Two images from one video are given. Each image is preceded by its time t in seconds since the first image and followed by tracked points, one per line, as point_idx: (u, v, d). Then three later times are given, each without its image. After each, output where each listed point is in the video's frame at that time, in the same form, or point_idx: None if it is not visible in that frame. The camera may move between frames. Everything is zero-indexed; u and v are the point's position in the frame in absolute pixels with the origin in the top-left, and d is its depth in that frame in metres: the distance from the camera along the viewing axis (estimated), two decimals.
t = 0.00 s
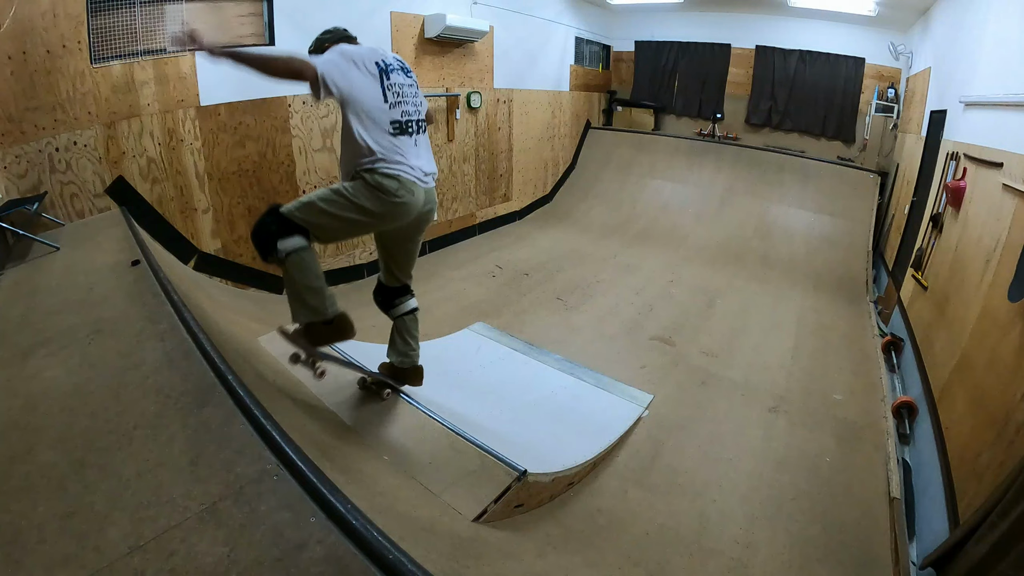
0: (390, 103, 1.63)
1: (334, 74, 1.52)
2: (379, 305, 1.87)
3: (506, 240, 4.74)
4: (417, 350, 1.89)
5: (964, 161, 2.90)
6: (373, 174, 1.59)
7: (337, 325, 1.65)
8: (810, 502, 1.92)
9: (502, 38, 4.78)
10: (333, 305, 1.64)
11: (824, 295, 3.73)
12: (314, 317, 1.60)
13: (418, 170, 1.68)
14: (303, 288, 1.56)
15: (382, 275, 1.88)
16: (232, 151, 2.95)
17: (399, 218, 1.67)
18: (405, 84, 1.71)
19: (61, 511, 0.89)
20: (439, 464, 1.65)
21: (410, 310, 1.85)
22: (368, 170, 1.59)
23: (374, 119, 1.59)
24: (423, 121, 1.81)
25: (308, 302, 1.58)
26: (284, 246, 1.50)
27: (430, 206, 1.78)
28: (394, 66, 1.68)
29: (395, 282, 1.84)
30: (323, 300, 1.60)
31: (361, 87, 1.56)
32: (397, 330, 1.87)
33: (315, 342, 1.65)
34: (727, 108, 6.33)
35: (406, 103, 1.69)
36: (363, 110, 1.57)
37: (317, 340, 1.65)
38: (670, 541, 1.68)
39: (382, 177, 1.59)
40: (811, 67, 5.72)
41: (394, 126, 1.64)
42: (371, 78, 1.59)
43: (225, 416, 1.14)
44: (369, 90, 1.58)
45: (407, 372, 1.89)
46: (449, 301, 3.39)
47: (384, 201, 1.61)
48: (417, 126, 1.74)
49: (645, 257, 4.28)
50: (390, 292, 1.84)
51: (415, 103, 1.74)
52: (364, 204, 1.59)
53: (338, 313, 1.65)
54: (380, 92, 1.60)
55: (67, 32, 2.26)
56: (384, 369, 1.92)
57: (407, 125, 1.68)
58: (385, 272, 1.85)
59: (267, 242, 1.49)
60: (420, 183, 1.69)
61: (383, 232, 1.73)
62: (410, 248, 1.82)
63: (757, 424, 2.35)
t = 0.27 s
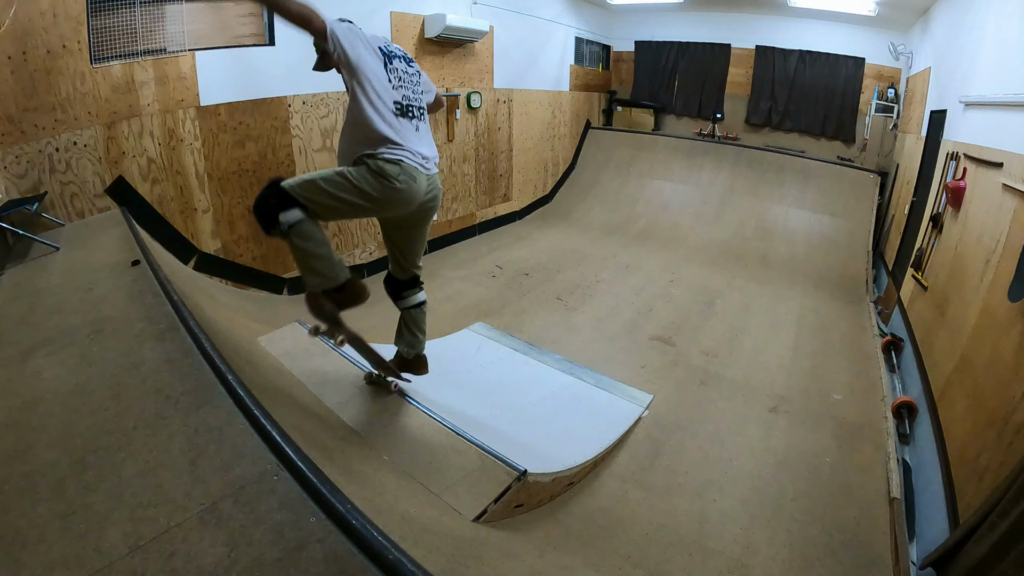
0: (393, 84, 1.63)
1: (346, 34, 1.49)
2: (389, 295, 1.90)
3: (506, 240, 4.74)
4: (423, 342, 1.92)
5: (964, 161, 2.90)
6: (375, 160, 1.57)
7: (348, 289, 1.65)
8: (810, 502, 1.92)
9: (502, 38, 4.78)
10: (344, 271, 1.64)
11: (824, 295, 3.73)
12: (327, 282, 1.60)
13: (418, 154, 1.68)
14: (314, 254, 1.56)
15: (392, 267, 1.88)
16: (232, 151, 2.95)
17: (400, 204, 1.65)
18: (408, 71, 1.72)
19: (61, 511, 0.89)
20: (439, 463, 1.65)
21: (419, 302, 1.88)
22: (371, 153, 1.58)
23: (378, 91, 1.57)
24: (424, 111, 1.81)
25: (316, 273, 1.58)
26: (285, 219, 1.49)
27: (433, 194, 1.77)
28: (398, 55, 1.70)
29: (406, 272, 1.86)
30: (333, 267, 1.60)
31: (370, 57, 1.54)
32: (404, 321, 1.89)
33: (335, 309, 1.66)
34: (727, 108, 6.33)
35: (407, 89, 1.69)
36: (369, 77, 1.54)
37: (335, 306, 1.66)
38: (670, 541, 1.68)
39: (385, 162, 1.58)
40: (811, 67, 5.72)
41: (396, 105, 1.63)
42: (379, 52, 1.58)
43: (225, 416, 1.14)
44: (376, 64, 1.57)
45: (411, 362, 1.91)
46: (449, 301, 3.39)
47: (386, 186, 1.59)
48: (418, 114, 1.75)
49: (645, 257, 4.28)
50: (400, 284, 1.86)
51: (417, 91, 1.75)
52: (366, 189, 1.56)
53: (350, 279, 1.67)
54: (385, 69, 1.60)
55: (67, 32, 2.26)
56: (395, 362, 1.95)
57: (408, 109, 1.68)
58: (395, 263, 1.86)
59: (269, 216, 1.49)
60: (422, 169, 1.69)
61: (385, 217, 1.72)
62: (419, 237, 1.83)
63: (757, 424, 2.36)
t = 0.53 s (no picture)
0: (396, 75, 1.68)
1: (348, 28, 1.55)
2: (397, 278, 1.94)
3: (507, 240, 4.74)
4: (433, 324, 1.95)
5: (964, 161, 2.90)
6: (379, 154, 1.65)
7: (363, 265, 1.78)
8: (810, 502, 1.92)
9: (502, 38, 4.78)
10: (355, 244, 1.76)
11: (824, 295, 3.73)
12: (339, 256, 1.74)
13: (421, 142, 1.73)
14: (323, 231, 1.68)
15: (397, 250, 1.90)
16: (232, 151, 2.95)
17: (404, 199, 1.72)
18: (410, 66, 1.77)
19: (61, 512, 0.89)
20: (439, 464, 1.65)
21: (425, 285, 1.91)
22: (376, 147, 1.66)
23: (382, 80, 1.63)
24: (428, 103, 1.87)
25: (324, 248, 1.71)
26: (292, 201, 1.60)
27: (440, 190, 1.82)
28: (399, 49, 1.75)
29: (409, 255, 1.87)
30: (344, 244, 1.73)
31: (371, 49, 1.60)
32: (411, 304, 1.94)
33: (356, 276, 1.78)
34: (727, 108, 6.33)
35: (410, 80, 1.74)
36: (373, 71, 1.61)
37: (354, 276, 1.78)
38: (670, 541, 1.68)
39: (388, 158, 1.65)
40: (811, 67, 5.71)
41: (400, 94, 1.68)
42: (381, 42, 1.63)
43: (225, 416, 1.14)
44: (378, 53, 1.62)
45: (421, 345, 1.95)
46: (449, 301, 3.39)
47: (389, 181, 1.66)
48: (421, 105, 1.80)
49: (645, 257, 4.28)
50: (406, 268, 1.90)
51: (419, 84, 1.81)
52: (369, 181, 1.64)
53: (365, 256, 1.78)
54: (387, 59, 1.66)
55: (67, 32, 2.26)
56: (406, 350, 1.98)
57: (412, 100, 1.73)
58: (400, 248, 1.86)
59: (277, 196, 1.59)
60: (426, 161, 1.74)
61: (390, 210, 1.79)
62: (426, 229, 1.87)
63: (757, 424, 2.36)
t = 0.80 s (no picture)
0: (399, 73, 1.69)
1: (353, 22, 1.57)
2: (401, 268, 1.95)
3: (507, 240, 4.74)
4: (438, 313, 1.95)
5: (964, 161, 2.90)
6: (382, 155, 1.64)
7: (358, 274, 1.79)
8: (810, 502, 1.92)
9: (502, 38, 4.78)
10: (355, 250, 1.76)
11: (824, 295, 3.73)
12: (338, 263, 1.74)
13: (425, 137, 1.72)
14: (328, 237, 1.67)
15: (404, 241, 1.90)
16: (232, 151, 2.95)
17: (408, 200, 1.69)
18: (414, 67, 1.79)
19: (61, 512, 0.89)
20: (439, 464, 1.65)
21: (430, 275, 1.91)
22: (379, 147, 1.66)
23: (384, 75, 1.63)
24: (432, 105, 1.87)
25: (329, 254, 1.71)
26: (297, 207, 1.57)
27: (445, 191, 1.79)
28: (404, 51, 1.77)
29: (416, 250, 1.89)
30: (345, 253, 1.73)
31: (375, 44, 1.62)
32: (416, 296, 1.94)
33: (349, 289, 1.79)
34: (727, 108, 6.33)
35: (413, 80, 1.75)
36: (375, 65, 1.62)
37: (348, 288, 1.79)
38: (670, 541, 1.68)
39: (391, 159, 1.64)
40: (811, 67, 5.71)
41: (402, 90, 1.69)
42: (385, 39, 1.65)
43: (225, 416, 1.14)
44: (383, 51, 1.64)
45: (428, 335, 1.97)
46: (449, 301, 3.39)
47: (392, 183, 1.64)
48: (425, 105, 1.80)
49: (645, 257, 4.28)
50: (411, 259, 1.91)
51: (422, 86, 1.81)
52: (372, 184, 1.62)
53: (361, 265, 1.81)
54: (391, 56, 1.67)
55: (67, 32, 2.26)
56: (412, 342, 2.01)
57: (414, 99, 1.74)
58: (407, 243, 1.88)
59: (283, 203, 1.56)
60: (430, 158, 1.72)
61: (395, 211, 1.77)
62: (432, 225, 1.85)
63: (757, 424, 2.36)
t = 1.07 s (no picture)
0: (405, 77, 1.68)
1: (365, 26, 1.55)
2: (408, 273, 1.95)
3: (507, 240, 4.74)
4: (442, 318, 1.96)
5: (964, 161, 2.90)
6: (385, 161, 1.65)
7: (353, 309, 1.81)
8: (810, 502, 1.92)
9: (502, 38, 4.78)
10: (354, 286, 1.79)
11: (824, 295, 3.73)
12: (337, 293, 1.76)
13: (428, 142, 1.72)
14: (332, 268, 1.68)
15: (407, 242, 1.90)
16: (232, 151, 2.95)
17: (411, 203, 1.68)
18: (421, 71, 1.78)
19: (61, 512, 0.89)
20: (439, 464, 1.65)
21: (434, 277, 1.90)
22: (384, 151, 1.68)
23: (390, 79, 1.63)
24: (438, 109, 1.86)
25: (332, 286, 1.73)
26: (304, 235, 1.61)
27: (449, 191, 1.78)
28: (413, 54, 1.76)
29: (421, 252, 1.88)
30: (344, 284, 1.74)
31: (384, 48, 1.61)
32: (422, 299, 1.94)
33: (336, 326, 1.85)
34: (727, 108, 6.33)
35: (419, 84, 1.74)
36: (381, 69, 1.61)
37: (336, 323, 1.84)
38: (670, 541, 1.68)
39: (392, 162, 1.64)
40: (811, 67, 5.72)
41: (406, 96, 1.68)
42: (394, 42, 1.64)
43: (225, 416, 1.14)
44: (392, 58, 1.64)
45: (432, 339, 1.96)
46: (449, 301, 3.39)
47: (395, 187, 1.64)
48: (430, 109, 1.79)
49: (645, 257, 4.28)
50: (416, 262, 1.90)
51: (429, 89, 1.80)
52: (374, 191, 1.63)
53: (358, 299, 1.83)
54: (398, 60, 1.66)
55: (67, 32, 2.26)
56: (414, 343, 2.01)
57: (419, 103, 1.73)
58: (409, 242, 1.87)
59: (291, 229, 1.61)
60: (433, 161, 1.72)
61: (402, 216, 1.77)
62: (437, 225, 1.84)
63: (757, 424, 2.35)
